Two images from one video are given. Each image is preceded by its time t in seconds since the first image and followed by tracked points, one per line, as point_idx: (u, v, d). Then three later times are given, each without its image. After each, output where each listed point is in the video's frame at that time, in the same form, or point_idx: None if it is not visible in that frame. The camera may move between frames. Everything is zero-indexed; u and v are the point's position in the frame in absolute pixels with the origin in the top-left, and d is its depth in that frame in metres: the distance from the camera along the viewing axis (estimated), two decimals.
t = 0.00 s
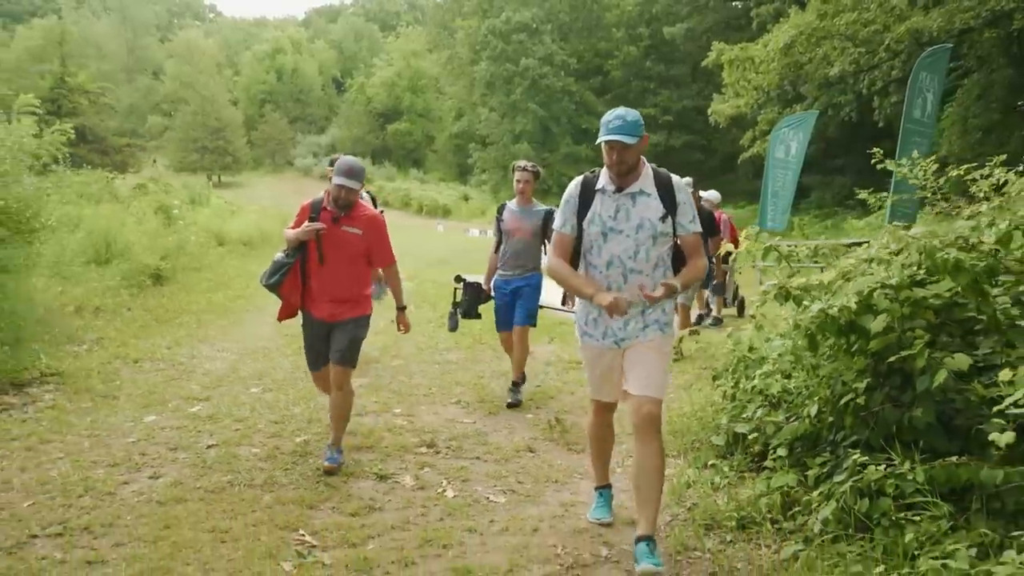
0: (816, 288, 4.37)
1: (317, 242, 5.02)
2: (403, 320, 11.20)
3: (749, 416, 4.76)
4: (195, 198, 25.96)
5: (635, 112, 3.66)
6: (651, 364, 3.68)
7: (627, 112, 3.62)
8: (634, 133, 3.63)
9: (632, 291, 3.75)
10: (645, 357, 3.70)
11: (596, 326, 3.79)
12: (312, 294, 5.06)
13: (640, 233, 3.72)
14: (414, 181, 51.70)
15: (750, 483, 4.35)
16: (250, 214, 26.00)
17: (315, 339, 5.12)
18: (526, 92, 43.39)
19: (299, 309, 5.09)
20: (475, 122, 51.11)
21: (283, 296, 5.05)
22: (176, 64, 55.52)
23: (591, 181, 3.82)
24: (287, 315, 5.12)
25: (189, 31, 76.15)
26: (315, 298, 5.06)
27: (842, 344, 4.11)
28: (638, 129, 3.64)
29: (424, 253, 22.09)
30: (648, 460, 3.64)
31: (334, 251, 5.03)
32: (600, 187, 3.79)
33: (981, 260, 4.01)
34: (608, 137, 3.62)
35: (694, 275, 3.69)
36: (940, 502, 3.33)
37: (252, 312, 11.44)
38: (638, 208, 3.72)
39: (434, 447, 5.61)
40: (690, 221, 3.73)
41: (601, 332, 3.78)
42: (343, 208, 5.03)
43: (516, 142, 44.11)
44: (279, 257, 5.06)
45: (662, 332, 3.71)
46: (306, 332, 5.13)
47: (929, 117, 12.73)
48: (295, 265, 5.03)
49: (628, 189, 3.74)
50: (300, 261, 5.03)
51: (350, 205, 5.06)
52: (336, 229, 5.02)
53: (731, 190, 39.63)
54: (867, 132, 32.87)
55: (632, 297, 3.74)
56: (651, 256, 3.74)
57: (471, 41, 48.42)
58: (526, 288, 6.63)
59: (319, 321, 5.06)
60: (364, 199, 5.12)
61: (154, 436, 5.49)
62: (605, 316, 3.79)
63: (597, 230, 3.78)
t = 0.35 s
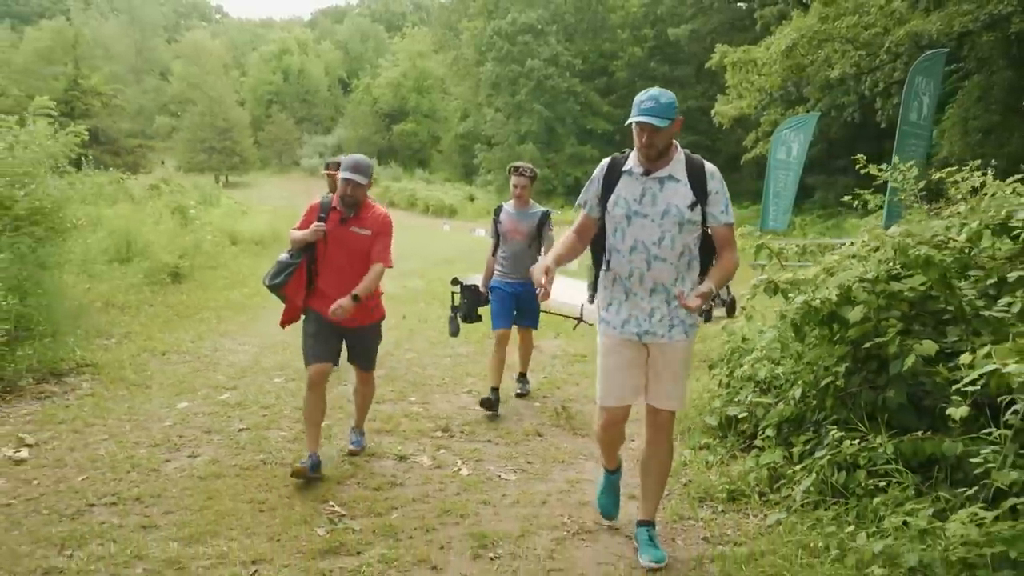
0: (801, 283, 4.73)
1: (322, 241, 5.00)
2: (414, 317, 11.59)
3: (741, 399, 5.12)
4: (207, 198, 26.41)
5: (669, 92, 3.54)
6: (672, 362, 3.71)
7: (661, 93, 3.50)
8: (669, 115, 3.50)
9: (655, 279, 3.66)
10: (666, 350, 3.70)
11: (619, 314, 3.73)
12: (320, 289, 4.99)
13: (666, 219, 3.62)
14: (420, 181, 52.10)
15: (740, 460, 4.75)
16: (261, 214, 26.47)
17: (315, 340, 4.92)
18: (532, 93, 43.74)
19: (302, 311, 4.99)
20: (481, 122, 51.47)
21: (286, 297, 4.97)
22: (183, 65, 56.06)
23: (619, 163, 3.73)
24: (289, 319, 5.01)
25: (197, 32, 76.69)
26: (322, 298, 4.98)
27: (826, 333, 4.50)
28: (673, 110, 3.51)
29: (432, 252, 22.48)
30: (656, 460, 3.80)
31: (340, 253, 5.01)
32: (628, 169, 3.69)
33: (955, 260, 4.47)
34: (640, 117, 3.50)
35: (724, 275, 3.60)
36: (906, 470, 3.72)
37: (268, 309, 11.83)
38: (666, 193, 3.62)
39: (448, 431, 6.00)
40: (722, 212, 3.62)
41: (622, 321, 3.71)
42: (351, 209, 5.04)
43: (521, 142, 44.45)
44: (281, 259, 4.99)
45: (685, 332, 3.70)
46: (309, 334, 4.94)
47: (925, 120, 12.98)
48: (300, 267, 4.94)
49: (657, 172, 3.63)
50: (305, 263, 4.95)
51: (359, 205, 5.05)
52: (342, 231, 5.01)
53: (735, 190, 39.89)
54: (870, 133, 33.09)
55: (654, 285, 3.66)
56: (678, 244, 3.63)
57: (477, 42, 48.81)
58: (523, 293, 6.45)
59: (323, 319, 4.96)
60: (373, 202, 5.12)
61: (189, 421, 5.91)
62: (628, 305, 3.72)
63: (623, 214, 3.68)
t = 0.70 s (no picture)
0: (788, 273, 5.20)
1: (323, 234, 4.87)
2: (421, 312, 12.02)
3: (731, 381, 5.55)
4: (211, 197, 26.78)
5: (663, 100, 3.58)
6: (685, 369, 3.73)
7: (656, 101, 3.54)
8: (665, 121, 3.52)
9: (668, 288, 3.58)
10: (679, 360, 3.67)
11: (635, 325, 3.65)
12: (324, 288, 4.89)
13: (675, 227, 3.57)
14: (421, 181, 52.49)
15: (730, 436, 5.18)
16: (265, 213, 26.88)
17: (320, 342, 4.91)
18: (532, 93, 44.13)
19: (308, 307, 4.91)
20: (481, 123, 51.89)
21: (291, 293, 4.88)
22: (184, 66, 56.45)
23: (626, 176, 3.73)
24: (296, 316, 4.94)
25: (197, 32, 76.95)
26: (328, 293, 4.87)
27: (810, 320, 4.98)
28: (670, 117, 3.53)
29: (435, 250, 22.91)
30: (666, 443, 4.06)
31: (344, 244, 4.85)
32: (634, 179, 3.70)
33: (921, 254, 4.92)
34: (631, 125, 3.54)
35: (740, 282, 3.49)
36: (877, 440, 4.16)
37: (279, 304, 12.23)
38: (673, 201, 3.58)
39: (461, 414, 6.44)
40: (735, 218, 3.56)
41: (638, 331, 3.64)
42: (349, 195, 4.84)
43: (521, 143, 44.84)
44: (280, 256, 4.90)
45: (698, 345, 3.66)
46: (317, 335, 4.92)
47: (915, 122, 13.26)
48: (304, 260, 4.87)
49: (663, 180, 3.61)
50: (308, 257, 4.88)
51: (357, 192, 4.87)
52: (344, 220, 4.84)
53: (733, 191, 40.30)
54: (866, 134, 33.48)
55: (668, 293, 3.58)
56: (689, 252, 3.57)
57: (477, 43, 49.23)
58: (515, 288, 6.42)
59: (328, 319, 4.90)
60: (371, 186, 4.93)
61: (220, 405, 6.33)
62: (645, 315, 3.64)
63: (631, 224, 3.65)
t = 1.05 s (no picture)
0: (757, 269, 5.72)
1: (325, 252, 4.81)
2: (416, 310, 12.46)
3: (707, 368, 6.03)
4: (205, 198, 27.13)
5: (651, 88, 3.57)
6: (697, 364, 3.58)
7: (644, 89, 3.53)
8: (651, 110, 3.51)
9: (659, 276, 3.58)
10: (681, 348, 3.59)
11: (625, 318, 3.65)
12: (321, 295, 4.80)
13: (666, 214, 3.56)
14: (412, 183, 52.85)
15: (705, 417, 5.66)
16: (260, 214, 27.22)
17: (326, 355, 4.92)
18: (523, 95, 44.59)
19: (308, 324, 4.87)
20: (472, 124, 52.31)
21: (293, 310, 4.84)
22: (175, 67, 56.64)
23: (615, 167, 3.72)
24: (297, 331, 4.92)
25: (186, 33, 76.90)
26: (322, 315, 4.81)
27: (778, 311, 5.47)
28: (657, 106, 3.53)
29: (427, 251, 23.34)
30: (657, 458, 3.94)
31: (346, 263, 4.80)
32: (624, 170, 3.68)
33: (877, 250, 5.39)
34: (615, 113, 3.53)
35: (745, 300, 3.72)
36: (833, 418, 4.64)
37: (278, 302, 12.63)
38: (663, 187, 3.57)
39: (458, 402, 6.89)
40: (723, 205, 3.59)
41: (633, 324, 3.64)
42: (352, 214, 4.83)
43: (512, 144, 45.30)
44: (277, 271, 4.82)
45: (699, 328, 3.58)
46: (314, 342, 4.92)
47: (891, 126, 13.73)
48: (302, 280, 4.81)
49: (653, 168, 3.60)
50: (306, 276, 4.82)
51: (360, 210, 4.86)
52: (348, 240, 4.81)
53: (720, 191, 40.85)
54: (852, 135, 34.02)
55: (659, 282, 3.58)
56: (679, 238, 3.56)
57: (467, 46, 49.68)
58: (504, 297, 6.32)
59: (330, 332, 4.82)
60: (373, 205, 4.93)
61: (231, 394, 6.78)
62: (634, 304, 3.63)
63: (623, 215, 3.63)
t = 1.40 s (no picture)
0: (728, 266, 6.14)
1: (321, 243, 4.73)
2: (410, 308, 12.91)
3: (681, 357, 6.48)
4: (202, 200, 27.53)
5: (661, 107, 3.60)
6: (687, 384, 3.59)
7: (655, 108, 3.56)
8: (662, 129, 3.54)
9: (660, 297, 3.61)
10: (677, 364, 3.62)
11: (625, 336, 3.71)
12: (314, 296, 4.75)
13: (670, 235, 3.59)
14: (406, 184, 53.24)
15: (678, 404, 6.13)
16: (257, 216, 27.62)
17: (313, 349, 4.66)
18: (516, 97, 45.06)
19: (303, 313, 4.73)
20: (466, 126, 52.70)
21: (282, 303, 4.73)
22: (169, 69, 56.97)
23: (618, 183, 3.71)
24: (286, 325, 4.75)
25: (179, 34, 77.05)
26: (321, 302, 4.73)
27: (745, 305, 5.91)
28: (667, 126, 3.56)
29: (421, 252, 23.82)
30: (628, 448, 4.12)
31: (341, 256, 4.74)
32: (629, 187, 3.68)
33: (839, 249, 5.84)
34: (628, 131, 3.55)
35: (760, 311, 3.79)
36: (791, 403, 5.10)
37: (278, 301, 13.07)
38: (669, 209, 3.59)
39: (451, 392, 7.37)
40: (727, 228, 3.63)
41: (631, 341, 3.69)
42: (351, 207, 4.75)
43: (506, 145, 45.76)
44: (271, 262, 4.73)
45: (694, 346, 3.62)
46: (304, 344, 4.69)
47: (870, 130, 14.00)
48: (297, 269, 4.71)
49: (658, 188, 3.61)
50: (302, 265, 4.73)
51: (359, 203, 4.78)
52: (345, 232, 4.74)
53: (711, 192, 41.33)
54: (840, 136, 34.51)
55: (660, 302, 3.61)
56: (682, 259, 3.60)
57: (461, 48, 50.11)
58: (491, 303, 6.31)
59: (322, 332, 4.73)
60: (374, 199, 4.85)
61: (239, 385, 7.23)
62: (633, 324, 3.68)
63: (626, 233, 3.65)
